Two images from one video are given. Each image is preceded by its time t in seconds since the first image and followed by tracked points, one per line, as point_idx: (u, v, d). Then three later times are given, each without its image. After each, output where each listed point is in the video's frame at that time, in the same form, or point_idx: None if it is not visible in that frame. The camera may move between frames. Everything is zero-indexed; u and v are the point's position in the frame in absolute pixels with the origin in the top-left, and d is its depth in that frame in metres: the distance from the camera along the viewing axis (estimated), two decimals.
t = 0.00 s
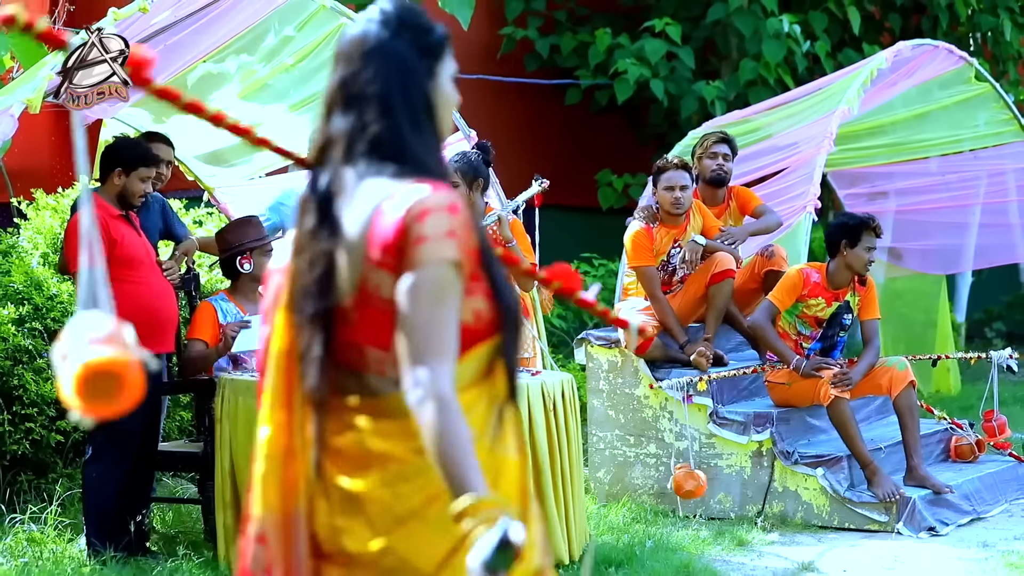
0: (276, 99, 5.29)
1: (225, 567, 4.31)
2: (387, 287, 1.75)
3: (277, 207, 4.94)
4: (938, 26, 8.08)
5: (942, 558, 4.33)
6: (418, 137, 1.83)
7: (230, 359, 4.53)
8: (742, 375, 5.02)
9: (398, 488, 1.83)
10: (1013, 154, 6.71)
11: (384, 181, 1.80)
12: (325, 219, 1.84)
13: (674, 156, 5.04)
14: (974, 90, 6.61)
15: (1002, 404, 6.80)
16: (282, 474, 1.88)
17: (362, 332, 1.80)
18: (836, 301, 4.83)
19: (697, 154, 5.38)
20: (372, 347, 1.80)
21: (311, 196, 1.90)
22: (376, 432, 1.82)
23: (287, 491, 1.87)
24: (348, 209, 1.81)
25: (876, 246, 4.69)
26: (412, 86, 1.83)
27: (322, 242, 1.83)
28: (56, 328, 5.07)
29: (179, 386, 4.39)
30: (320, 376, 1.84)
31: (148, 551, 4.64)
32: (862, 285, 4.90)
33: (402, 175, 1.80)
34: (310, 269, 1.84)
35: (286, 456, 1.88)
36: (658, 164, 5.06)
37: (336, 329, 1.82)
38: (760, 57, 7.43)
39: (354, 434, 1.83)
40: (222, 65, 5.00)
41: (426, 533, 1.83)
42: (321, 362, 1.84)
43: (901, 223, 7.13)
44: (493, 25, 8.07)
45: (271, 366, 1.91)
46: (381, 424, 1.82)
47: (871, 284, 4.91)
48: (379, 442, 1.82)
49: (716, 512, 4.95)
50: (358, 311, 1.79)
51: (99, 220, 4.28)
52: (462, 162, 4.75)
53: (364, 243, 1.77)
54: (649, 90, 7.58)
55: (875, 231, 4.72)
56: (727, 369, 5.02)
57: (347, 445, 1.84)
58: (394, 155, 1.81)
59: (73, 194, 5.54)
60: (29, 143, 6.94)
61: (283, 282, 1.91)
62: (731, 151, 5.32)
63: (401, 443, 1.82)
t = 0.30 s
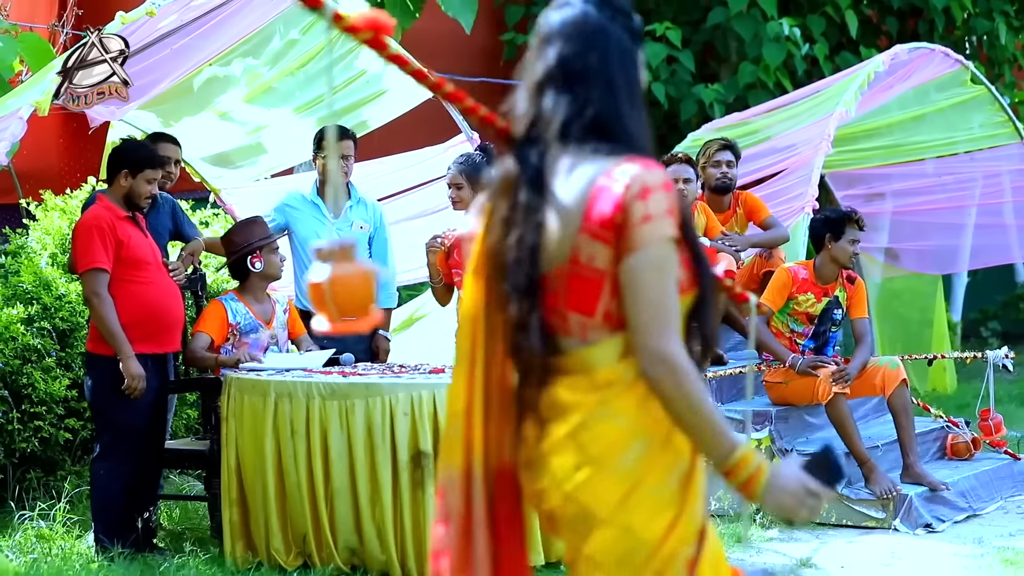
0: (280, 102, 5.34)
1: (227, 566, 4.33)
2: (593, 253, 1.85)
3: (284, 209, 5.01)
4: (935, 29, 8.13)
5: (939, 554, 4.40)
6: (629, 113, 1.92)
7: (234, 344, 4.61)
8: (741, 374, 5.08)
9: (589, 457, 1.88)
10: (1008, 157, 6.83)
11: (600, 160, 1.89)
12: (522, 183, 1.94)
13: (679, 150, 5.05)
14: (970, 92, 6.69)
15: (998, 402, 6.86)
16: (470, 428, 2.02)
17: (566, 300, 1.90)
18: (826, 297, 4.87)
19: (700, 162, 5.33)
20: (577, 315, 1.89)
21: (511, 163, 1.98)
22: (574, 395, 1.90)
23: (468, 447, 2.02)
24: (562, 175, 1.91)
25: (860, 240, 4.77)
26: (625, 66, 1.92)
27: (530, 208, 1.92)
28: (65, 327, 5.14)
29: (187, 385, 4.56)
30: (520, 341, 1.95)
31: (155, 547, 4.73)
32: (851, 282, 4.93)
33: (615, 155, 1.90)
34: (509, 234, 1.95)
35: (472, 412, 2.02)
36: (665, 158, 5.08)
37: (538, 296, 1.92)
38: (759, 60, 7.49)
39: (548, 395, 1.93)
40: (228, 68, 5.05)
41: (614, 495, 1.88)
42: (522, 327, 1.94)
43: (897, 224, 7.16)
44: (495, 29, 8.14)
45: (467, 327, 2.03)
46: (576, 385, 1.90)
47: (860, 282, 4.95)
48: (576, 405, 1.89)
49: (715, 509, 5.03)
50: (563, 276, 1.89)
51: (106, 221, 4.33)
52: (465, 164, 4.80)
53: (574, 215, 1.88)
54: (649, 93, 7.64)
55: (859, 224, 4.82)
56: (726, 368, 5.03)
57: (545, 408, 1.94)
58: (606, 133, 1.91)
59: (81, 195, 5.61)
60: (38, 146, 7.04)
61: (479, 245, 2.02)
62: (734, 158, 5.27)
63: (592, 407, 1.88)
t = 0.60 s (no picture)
0: (285, 104, 5.36)
1: (231, 564, 4.39)
2: (760, 274, 1.86)
3: (287, 210, 5.06)
4: (931, 32, 8.18)
5: (935, 552, 4.46)
6: (786, 128, 1.91)
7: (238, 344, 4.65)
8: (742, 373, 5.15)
9: (755, 470, 1.89)
10: (1003, 158, 6.90)
11: (764, 181, 1.88)
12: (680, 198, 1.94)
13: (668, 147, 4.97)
14: (966, 94, 6.64)
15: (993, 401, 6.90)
16: (641, 437, 2.02)
17: (733, 318, 1.90)
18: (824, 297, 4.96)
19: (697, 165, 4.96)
20: (741, 333, 1.90)
21: (673, 184, 1.96)
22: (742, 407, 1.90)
23: (641, 457, 2.02)
24: (729, 193, 1.89)
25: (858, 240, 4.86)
26: (781, 84, 1.91)
27: (691, 224, 1.90)
28: (70, 326, 5.19)
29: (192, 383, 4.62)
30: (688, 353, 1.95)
31: (159, 544, 4.79)
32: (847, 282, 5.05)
33: (782, 180, 1.88)
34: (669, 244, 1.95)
35: (642, 419, 2.02)
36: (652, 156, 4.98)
37: (704, 312, 1.92)
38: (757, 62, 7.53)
39: (715, 407, 1.94)
40: (231, 70, 5.09)
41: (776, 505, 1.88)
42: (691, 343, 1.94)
43: (895, 224, 7.18)
44: (495, 33, 8.19)
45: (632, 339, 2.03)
46: (743, 400, 1.90)
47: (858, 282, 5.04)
48: (739, 418, 1.90)
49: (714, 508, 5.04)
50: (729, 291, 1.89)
51: (110, 222, 4.39)
52: (466, 164, 4.85)
53: (744, 234, 1.87)
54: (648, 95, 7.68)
55: (857, 226, 4.91)
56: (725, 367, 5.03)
57: (712, 421, 1.94)
58: (774, 157, 1.90)
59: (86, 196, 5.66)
60: (43, 147, 7.11)
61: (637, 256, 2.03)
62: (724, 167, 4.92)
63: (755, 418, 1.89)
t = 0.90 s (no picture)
0: (286, 106, 5.41)
1: (232, 561, 4.44)
2: (927, 253, 2.16)
3: (288, 210, 5.10)
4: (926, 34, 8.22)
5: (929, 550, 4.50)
6: (944, 118, 2.24)
7: (241, 343, 4.73)
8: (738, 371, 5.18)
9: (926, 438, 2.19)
10: (996, 159, 7.01)
11: (931, 169, 2.20)
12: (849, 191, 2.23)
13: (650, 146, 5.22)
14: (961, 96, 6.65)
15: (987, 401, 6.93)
16: (816, 409, 2.24)
17: (896, 294, 2.20)
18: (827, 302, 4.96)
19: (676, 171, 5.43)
20: (901, 308, 2.20)
21: (839, 173, 2.28)
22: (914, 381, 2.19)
23: (816, 426, 2.25)
24: (896, 178, 2.21)
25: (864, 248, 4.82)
26: (937, 80, 2.25)
27: (866, 211, 2.20)
28: (73, 326, 5.25)
29: (192, 382, 4.66)
30: (865, 330, 2.21)
31: (161, 542, 4.84)
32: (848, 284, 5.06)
33: (945, 167, 2.20)
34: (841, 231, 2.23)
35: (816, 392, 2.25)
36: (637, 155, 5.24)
37: (875, 287, 2.20)
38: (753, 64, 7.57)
39: (891, 382, 2.20)
40: (233, 72, 5.13)
41: (946, 469, 2.20)
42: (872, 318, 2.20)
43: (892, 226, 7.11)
44: (495, 35, 8.25)
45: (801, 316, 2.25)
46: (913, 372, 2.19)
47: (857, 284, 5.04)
48: (912, 391, 2.19)
49: (711, 505, 5.06)
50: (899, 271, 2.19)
51: (112, 223, 4.44)
52: (465, 165, 4.92)
53: (913, 219, 2.18)
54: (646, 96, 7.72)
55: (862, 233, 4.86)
56: (722, 366, 5.12)
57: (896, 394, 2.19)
58: (939, 146, 2.22)
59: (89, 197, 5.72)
60: (47, 148, 7.16)
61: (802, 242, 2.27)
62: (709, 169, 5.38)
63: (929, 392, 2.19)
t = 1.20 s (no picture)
0: (277, 107, 5.42)
1: (224, 560, 4.47)
2: None
3: (279, 210, 5.10)
4: (914, 36, 8.25)
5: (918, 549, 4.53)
6: None
7: (234, 343, 4.75)
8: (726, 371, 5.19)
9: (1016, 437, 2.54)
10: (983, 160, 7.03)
11: None
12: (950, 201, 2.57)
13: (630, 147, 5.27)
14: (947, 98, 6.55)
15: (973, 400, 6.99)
16: (925, 410, 2.56)
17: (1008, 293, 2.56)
18: (823, 306, 4.93)
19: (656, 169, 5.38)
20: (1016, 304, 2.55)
21: (950, 178, 2.60)
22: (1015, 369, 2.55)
23: (923, 424, 2.56)
24: (1004, 185, 2.54)
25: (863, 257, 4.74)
26: None
27: (980, 217, 2.55)
28: (66, 326, 5.27)
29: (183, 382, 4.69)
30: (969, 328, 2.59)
31: (153, 541, 4.87)
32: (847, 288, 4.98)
33: None
34: (944, 236, 2.57)
35: (923, 395, 2.56)
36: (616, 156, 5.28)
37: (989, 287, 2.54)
38: (740, 64, 7.58)
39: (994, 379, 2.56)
40: (225, 73, 5.15)
41: None
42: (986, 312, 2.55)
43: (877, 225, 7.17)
44: (485, 35, 8.28)
45: (909, 318, 2.58)
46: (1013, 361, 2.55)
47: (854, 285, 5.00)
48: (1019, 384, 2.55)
49: (699, 503, 5.11)
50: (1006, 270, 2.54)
51: (105, 223, 4.46)
52: (455, 165, 4.94)
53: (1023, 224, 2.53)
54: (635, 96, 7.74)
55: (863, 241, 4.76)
56: (711, 366, 5.15)
57: (1000, 393, 2.56)
58: None
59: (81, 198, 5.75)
60: (40, 148, 7.19)
61: (906, 250, 2.60)
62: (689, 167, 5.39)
63: None
